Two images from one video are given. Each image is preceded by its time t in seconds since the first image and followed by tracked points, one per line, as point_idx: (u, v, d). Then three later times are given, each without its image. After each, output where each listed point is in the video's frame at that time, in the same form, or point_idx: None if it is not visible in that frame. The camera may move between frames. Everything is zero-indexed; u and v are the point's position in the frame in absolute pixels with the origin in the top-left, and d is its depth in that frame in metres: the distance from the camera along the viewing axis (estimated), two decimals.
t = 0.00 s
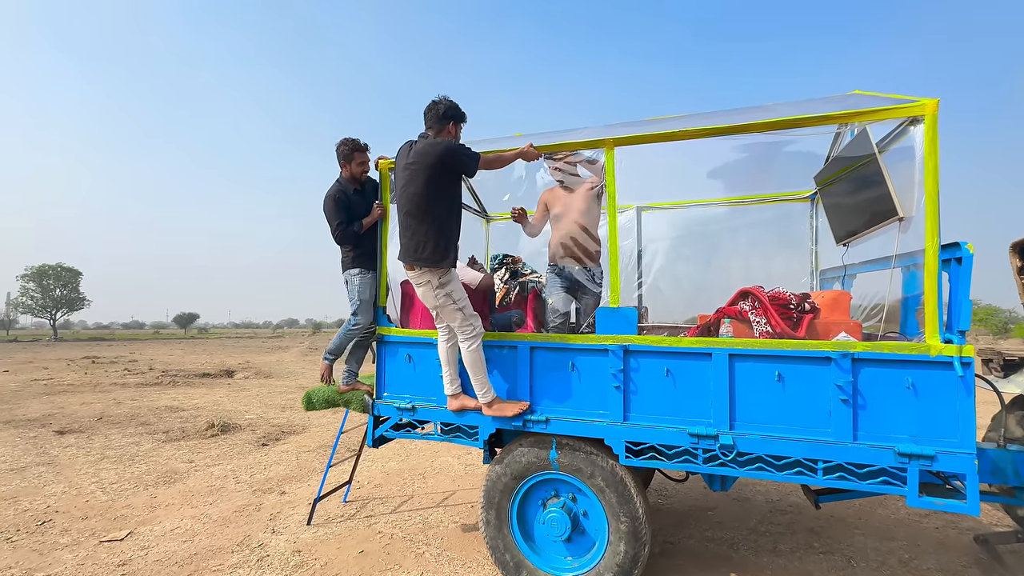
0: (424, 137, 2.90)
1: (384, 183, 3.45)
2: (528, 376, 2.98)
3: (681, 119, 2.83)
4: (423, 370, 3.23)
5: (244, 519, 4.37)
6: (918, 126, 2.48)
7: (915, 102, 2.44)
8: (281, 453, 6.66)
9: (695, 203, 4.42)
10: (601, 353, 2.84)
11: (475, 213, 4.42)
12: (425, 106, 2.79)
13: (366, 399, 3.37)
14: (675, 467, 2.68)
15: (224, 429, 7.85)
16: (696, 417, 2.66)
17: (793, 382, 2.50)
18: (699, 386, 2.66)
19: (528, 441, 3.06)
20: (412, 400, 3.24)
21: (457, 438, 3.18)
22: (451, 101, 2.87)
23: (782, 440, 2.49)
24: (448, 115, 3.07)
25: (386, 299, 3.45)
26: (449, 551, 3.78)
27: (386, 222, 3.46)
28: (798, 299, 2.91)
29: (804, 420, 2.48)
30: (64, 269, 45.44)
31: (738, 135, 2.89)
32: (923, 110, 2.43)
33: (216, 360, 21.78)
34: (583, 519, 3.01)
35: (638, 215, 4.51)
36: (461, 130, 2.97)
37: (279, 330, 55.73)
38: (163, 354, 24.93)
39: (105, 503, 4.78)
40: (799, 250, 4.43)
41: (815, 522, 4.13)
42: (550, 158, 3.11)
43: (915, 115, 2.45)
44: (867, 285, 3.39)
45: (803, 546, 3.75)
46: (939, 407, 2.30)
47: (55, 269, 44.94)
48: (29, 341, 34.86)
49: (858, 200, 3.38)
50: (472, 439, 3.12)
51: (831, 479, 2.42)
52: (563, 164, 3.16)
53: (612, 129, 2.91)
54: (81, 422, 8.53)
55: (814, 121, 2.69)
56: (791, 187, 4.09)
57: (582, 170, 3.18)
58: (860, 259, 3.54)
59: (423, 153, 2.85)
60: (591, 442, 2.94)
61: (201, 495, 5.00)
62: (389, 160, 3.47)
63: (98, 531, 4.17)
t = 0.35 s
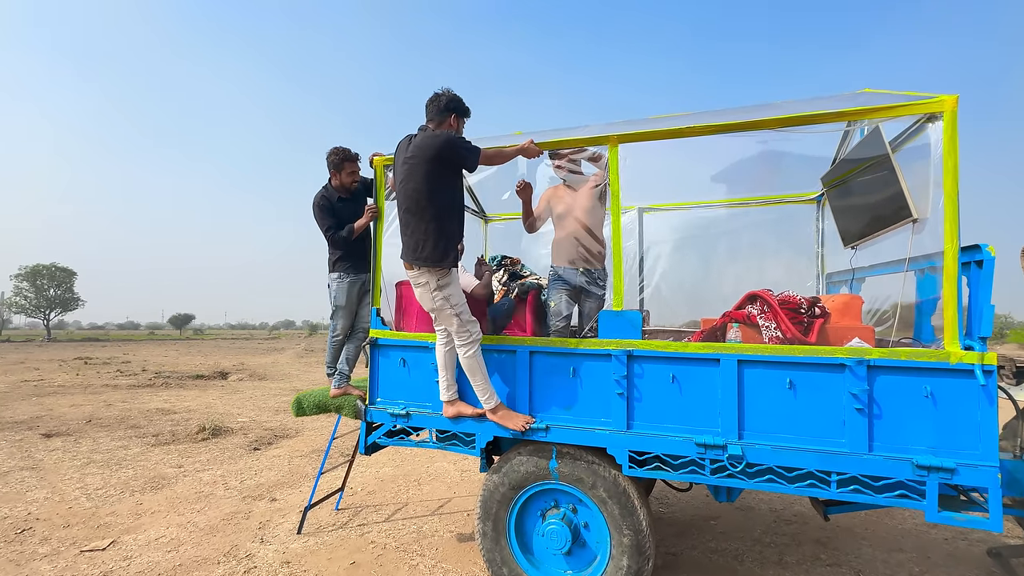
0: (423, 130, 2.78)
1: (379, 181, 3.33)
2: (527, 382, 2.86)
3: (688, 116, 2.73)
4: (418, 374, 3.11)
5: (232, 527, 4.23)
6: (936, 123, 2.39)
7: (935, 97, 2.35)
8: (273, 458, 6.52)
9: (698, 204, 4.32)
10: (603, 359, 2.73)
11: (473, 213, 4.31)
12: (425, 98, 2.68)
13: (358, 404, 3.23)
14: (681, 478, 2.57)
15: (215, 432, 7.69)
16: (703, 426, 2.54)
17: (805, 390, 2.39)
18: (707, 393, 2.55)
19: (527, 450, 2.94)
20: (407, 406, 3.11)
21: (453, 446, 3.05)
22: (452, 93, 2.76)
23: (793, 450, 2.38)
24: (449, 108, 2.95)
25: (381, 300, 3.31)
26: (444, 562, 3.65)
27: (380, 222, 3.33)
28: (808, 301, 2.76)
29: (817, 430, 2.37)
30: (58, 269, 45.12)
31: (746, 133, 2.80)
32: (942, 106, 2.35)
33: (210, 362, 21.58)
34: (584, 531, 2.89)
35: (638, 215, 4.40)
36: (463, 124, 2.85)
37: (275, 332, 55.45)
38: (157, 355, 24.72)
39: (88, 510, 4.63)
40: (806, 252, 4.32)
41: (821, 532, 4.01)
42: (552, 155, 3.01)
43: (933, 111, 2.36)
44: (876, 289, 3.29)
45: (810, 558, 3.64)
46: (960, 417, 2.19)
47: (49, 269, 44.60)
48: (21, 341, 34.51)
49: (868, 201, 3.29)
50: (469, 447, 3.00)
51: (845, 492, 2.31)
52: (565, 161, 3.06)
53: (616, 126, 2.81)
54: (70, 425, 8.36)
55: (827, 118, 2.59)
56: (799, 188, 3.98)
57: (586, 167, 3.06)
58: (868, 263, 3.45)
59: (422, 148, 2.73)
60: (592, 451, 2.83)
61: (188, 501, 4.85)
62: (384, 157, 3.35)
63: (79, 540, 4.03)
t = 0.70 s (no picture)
0: (436, 119, 2.64)
1: (382, 174, 3.17)
2: (538, 386, 2.73)
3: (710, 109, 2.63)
4: (422, 378, 2.96)
5: (222, 537, 4.03)
6: (969, 118, 2.33)
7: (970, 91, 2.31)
8: (263, 463, 6.30)
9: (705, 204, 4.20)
10: (619, 362, 2.60)
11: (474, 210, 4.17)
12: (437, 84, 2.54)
13: (357, 408, 3.07)
14: (701, 488, 2.45)
15: (202, 436, 7.44)
16: (725, 433, 2.43)
17: (833, 396, 2.29)
18: (729, 399, 2.44)
19: (537, 457, 2.80)
20: (410, 411, 2.96)
21: (458, 453, 2.90)
22: (466, 78, 2.62)
23: (821, 458, 2.27)
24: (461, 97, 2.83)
25: (383, 299, 3.16)
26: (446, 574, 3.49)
27: (383, 217, 3.18)
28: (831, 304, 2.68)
29: (846, 437, 2.27)
30: (40, 268, 44.12)
31: (768, 128, 2.70)
32: (975, 101, 2.31)
33: (197, 363, 21.15)
34: (596, 543, 2.76)
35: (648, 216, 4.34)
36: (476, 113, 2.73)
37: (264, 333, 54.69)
38: (142, 355, 24.20)
39: (68, 519, 4.39)
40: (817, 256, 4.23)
41: (832, 540, 3.92)
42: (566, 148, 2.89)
43: (967, 106, 2.31)
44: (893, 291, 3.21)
45: (823, 567, 3.54)
46: (996, 424, 2.10)
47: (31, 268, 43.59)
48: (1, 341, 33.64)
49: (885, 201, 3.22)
50: (476, 454, 2.85)
51: (876, 503, 2.21)
52: (580, 155, 2.95)
53: (633, 119, 2.70)
54: (50, 428, 8.04)
55: (854, 112, 2.51)
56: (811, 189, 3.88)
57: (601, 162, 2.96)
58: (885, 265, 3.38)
59: (435, 138, 2.59)
60: (607, 459, 2.70)
61: (175, 510, 4.63)
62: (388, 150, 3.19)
63: (58, 552, 3.80)
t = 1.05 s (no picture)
0: (455, 112, 2.54)
1: (389, 171, 3.03)
2: (555, 393, 2.61)
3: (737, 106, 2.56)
4: (431, 384, 2.82)
5: (213, 551, 3.82)
6: (1006, 117, 2.33)
7: (1005, 90, 2.30)
8: (253, 470, 6.07)
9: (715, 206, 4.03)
10: (641, 368, 2.50)
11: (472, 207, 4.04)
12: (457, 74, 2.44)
13: (362, 416, 2.91)
14: (729, 500, 2.35)
15: (188, 443, 7.17)
16: (753, 442, 2.34)
17: (865, 404, 2.21)
18: (756, 406, 2.35)
19: (553, 467, 2.67)
20: (418, 419, 2.82)
21: (470, 464, 2.76)
22: (483, 65, 2.52)
23: (854, 469, 2.19)
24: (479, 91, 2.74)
25: (389, 301, 3.01)
26: None
27: (391, 216, 3.02)
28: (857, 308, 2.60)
29: (878, 446, 2.19)
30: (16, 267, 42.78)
31: (794, 127, 2.64)
32: (1013, 100, 2.30)
33: (180, 366, 20.64)
34: (614, 557, 2.65)
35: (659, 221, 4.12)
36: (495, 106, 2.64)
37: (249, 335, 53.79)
38: (122, 358, 23.54)
39: (46, 533, 4.14)
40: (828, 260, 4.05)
41: (842, 548, 3.85)
42: (584, 146, 2.79)
43: (1005, 105, 2.31)
44: (913, 295, 3.15)
45: None
46: None
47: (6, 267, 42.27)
48: None
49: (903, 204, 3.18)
50: (489, 465, 2.72)
51: (912, 515, 2.13)
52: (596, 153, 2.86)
53: (656, 116, 2.62)
54: (25, 435, 7.69)
55: (883, 111, 2.46)
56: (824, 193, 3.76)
57: (621, 159, 2.89)
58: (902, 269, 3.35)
59: (455, 132, 2.49)
60: (626, 469, 2.60)
61: (161, 521, 4.40)
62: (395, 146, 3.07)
63: (35, 569, 3.56)
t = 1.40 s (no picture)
0: (464, 102, 2.43)
1: (387, 162, 2.88)
2: (562, 396, 2.51)
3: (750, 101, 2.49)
4: (431, 387, 2.69)
5: (192, 563, 3.62)
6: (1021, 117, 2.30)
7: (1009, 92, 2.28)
8: (235, 476, 5.83)
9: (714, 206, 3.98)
10: (652, 370, 2.42)
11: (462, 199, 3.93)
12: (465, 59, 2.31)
13: (356, 420, 2.76)
14: (742, 507, 2.27)
15: (165, 447, 6.87)
16: (767, 447, 2.27)
17: (882, 408, 2.16)
18: (770, 410, 2.28)
19: (558, 474, 2.57)
20: (416, 423, 2.69)
21: (471, 470, 2.63)
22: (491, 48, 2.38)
23: (872, 475, 2.13)
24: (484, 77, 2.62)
25: (386, 299, 2.86)
26: None
27: (388, 211, 2.88)
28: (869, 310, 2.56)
29: (895, 452, 2.14)
30: None
31: (807, 123, 2.58)
32: None
33: (157, 367, 20.01)
34: (620, 566, 2.55)
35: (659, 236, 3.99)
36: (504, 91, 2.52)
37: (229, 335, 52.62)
38: (95, 358, 22.74)
39: (10, 545, 3.87)
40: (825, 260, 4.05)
41: (841, 552, 3.82)
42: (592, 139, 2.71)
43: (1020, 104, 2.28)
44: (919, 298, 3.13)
45: None
46: None
47: None
48: None
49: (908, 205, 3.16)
50: (491, 471, 2.60)
51: (930, 522, 2.08)
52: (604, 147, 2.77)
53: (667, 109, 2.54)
54: None
55: (896, 109, 2.42)
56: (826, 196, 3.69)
57: (629, 154, 2.83)
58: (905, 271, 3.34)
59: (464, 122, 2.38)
60: (634, 475, 2.51)
61: (136, 531, 4.16)
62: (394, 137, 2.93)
63: None
